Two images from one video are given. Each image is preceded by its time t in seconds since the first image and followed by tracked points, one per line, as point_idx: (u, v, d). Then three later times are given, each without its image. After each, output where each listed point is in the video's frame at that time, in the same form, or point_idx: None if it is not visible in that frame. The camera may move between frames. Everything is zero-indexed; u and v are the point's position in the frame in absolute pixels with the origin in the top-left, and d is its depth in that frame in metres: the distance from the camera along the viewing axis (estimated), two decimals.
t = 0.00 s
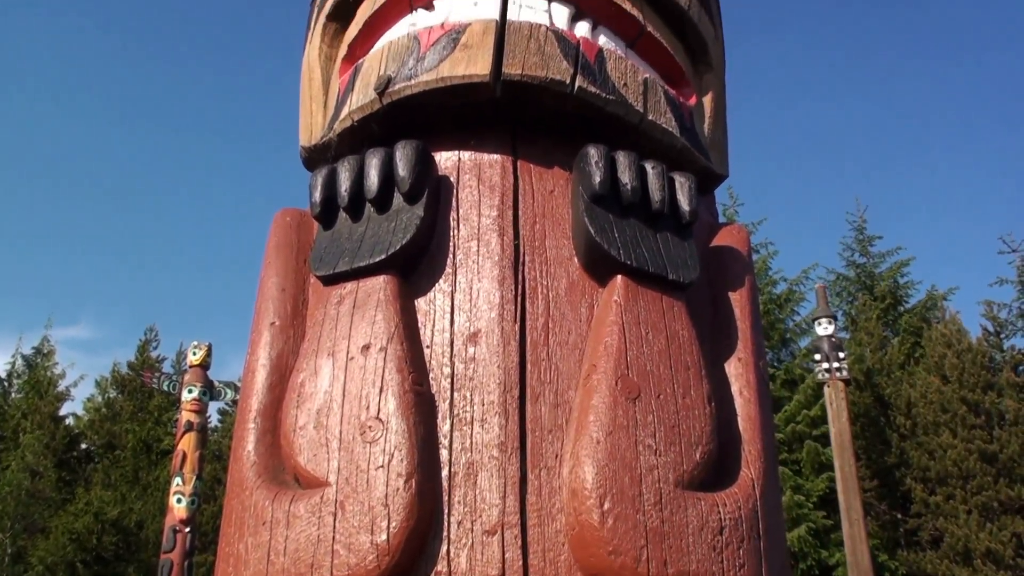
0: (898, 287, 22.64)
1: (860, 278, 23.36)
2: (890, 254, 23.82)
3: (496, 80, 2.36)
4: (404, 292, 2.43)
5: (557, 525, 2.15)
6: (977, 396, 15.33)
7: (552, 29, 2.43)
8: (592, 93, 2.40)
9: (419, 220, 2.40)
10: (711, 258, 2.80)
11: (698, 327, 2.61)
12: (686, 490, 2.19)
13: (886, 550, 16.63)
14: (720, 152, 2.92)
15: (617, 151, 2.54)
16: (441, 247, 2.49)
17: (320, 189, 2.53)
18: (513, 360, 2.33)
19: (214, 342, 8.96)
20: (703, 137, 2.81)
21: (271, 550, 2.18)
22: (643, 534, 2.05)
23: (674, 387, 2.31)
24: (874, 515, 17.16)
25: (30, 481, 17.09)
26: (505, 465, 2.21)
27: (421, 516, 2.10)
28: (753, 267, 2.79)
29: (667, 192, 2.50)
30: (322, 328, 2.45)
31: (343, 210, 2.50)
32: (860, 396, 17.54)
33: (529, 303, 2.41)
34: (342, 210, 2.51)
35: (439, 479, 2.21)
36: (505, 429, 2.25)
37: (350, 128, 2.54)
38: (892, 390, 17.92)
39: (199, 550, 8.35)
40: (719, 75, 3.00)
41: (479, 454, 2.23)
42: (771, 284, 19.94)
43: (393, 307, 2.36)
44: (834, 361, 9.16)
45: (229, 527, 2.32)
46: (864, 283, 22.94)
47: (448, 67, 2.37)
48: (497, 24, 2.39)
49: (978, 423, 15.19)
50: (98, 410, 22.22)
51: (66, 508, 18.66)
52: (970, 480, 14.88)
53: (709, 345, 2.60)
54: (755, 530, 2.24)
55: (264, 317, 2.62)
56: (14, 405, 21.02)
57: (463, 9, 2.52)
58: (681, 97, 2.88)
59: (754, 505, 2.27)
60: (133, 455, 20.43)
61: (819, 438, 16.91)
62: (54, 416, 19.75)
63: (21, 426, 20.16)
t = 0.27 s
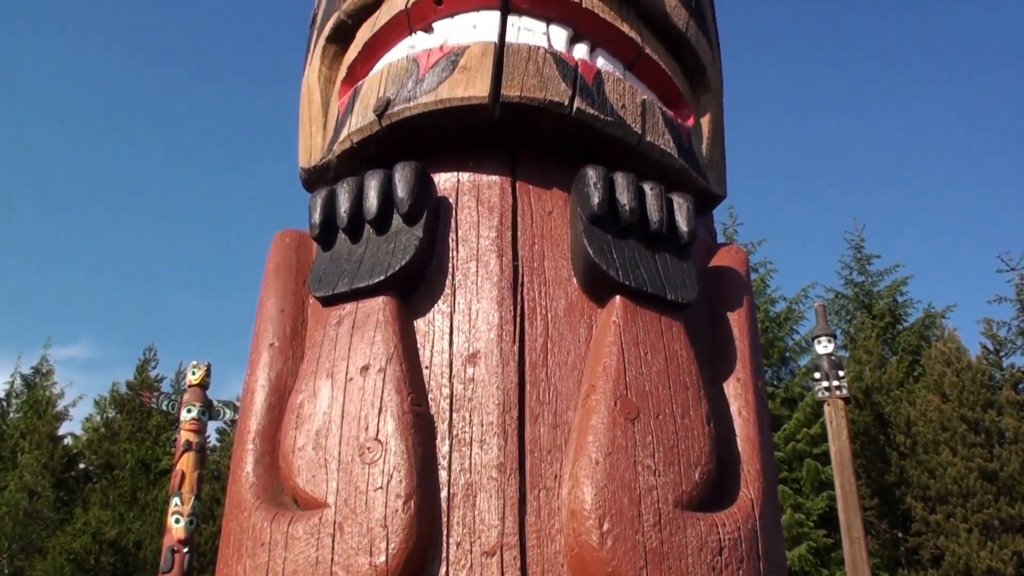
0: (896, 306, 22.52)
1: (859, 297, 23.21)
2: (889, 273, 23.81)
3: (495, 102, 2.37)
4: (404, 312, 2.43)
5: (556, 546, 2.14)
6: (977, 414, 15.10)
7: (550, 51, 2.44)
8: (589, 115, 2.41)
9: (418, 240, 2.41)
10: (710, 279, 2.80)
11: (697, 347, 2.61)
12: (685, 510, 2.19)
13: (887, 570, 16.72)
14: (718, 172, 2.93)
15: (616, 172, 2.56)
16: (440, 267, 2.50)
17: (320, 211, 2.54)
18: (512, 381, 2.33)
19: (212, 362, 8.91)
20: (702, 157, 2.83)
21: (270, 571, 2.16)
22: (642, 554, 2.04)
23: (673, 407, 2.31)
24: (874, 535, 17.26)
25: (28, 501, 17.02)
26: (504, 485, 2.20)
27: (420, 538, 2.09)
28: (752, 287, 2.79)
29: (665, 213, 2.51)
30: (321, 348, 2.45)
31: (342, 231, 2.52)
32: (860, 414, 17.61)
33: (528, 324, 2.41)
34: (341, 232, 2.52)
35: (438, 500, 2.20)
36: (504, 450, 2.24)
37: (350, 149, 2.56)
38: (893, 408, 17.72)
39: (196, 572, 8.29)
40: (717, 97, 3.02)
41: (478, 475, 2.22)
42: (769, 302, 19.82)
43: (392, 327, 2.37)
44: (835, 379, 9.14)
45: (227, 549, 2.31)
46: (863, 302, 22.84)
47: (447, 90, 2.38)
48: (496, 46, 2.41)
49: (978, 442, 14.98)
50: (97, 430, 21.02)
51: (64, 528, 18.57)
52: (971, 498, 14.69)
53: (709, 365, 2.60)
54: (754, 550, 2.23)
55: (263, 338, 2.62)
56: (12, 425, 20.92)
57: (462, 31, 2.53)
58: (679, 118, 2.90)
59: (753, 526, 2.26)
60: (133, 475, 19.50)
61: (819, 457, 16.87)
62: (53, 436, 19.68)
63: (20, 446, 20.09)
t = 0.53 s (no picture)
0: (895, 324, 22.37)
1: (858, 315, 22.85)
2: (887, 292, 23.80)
3: (495, 124, 2.38)
4: (404, 334, 2.43)
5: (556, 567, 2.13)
6: (977, 433, 14.93)
7: (549, 72, 2.45)
8: (589, 136, 2.42)
9: (418, 262, 2.41)
10: (709, 300, 2.81)
11: (696, 368, 2.61)
12: (685, 531, 2.18)
13: None
14: (717, 194, 2.94)
15: (615, 194, 2.57)
16: (440, 288, 2.50)
17: (319, 232, 2.55)
18: (511, 402, 2.33)
19: (211, 382, 8.90)
20: (700, 178, 2.84)
21: None
22: None
23: (673, 429, 2.31)
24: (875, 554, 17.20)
25: (25, 522, 16.96)
26: (503, 507, 2.20)
27: (419, 560, 2.08)
28: (750, 308, 2.80)
29: (664, 234, 2.52)
30: (321, 370, 2.45)
31: (342, 253, 2.52)
32: (859, 433, 17.45)
33: (528, 346, 2.41)
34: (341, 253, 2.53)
35: (438, 522, 2.19)
36: (504, 471, 2.24)
37: (349, 171, 2.57)
38: (893, 428, 17.45)
39: None
40: (715, 117, 3.03)
41: (477, 497, 2.21)
42: (768, 321, 19.70)
43: (391, 348, 2.37)
44: (834, 398, 9.13)
45: (226, 572, 2.30)
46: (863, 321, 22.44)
47: (446, 111, 2.40)
48: (495, 68, 2.42)
49: (978, 460, 14.84)
50: (95, 451, 20.63)
51: (62, 549, 18.48)
52: (971, 518, 14.51)
53: (708, 386, 2.61)
54: (754, 572, 2.23)
55: (263, 359, 2.62)
56: (10, 445, 20.83)
57: (461, 53, 2.55)
58: (678, 139, 2.91)
59: (753, 547, 2.26)
60: (130, 496, 19.33)
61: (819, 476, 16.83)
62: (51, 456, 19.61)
63: (19, 466, 20.02)
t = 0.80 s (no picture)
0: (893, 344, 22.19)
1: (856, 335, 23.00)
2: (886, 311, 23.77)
3: (494, 146, 2.39)
4: (403, 356, 2.44)
5: None
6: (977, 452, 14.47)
7: (548, 95, 2.47)
8: (588, 158, 2.43)
9: (418, 284, 2.42)
10: (709, 321, 2.81)
11: (696, 390, 2.61)
12: (685, 553, 2.17)
13: None
14: (716, 215, 2.96)
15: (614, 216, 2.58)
16: (440, 310, 2.51)
17: (319, 254, 2.56)
18: (511, 424, 2.33)
19: (211, 401, 8.89)
20: (699, 200, 2.85)
21: None
22: None
23: (672, 450, 2.30)
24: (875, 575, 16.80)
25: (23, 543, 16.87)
26: (503, 528, 2.19)
27: None
28: (750, 329, 2.81)
29: (663, 256, 2.53)
30: (321, 392, 2.45)
31: (341, 274, 2.53)
32: (859, 453, 17.00)
33: (527, 367, 2.42)
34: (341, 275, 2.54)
35: (437, 544, 2.18)
36: (503, 493, 2.24)
37: (349, 192, 2.58)
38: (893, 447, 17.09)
39: None
40: (713, 139, 3.05)
41: (477, 518, 2.21)
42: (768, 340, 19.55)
43: (391, 371, 2.37)
44: (834, 418, 9.13)
45: None
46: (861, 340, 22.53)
47: (445, 133, 2.41)
48: (495, 90, 2.44)
49: (978, 480, 14.30)
50: (93, 470, 20.67)
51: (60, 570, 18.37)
52: (972, 538, 13.96)
53: (708, 408, 2.61)
54: None
55: (263, 382, 2.63)
56: (9, 465, 20.73)
57: (461, 75, 2.56)
58: (677, 161, 2.93)
59: (753, 569, 2.25)
60: (129, 516, 19.05)
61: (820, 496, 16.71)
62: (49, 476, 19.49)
63: (17, 486, 19.91)
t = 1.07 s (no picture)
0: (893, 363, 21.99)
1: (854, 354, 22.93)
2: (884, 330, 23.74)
3: (494, 168, 2.41)
4: (403, 378, 2.44)
5: None
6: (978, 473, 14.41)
7: (548, 118, 2.48)
8: (587, 180, 2.45)
9: (418, 306, 2.43)
10: (708, 342, 2.82)
11: (695, 412, 2.61)
12: None
13: None
14: (715, 236, 2.97)
15: (613, 238, 2.59)
16: (440, 332, 2.51)
17: (320, 276, 2.57)
18: (511, 446, 2.33)
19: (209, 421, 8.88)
20: (698, 222, 2.87)
21: None
22: None
23: (672, 472, 2.30)
24: None
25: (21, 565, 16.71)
26: (503, 551, 2.18)
27: None
28: (749, 350, 2.81)
29: (662, 278, 2.54)
30: (321, 414, 2.45)
31: (342, 296, 2.54)
32: (859, 473, 16.85)
33: (527, 389, 2.42)
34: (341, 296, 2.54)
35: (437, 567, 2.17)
36: (503, 515, 2.23)
37: (349, 215, 2.59)
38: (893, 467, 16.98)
39: None
40: (712, 161, 3.07)
41: (477, 540, 2.20)
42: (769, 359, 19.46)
43: (392, 393, 2.37)
44: (833, 437, 9.12)
45: None
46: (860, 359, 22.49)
47: (445, 156, 2.42)
48: (495, 113, 2.45)
49: (979, 500, 14.21)
50: (92, 490, 20.22)
51: None
52: (973, 559, 13.76)
53: (707, 429, 2.61)
54: None
55: (263, 403, 2.63)
56: (7, 486, 20.57)
57: (461, 98, 2.57)
58: (676, 183, 2.94)
59: None
60: (127, 536, 18.96)
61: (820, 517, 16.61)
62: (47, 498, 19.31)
63: (15, 506, 19.74)
